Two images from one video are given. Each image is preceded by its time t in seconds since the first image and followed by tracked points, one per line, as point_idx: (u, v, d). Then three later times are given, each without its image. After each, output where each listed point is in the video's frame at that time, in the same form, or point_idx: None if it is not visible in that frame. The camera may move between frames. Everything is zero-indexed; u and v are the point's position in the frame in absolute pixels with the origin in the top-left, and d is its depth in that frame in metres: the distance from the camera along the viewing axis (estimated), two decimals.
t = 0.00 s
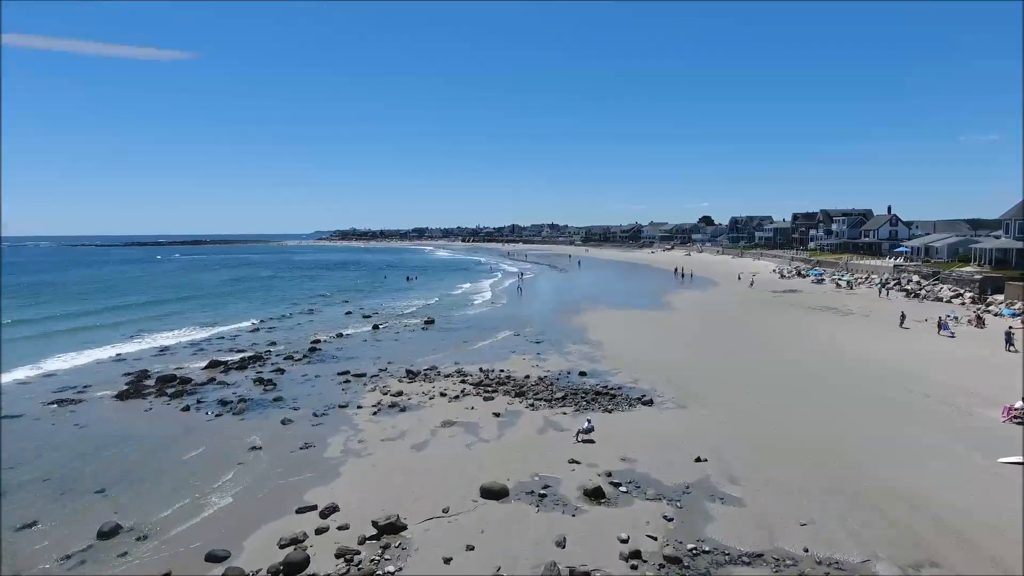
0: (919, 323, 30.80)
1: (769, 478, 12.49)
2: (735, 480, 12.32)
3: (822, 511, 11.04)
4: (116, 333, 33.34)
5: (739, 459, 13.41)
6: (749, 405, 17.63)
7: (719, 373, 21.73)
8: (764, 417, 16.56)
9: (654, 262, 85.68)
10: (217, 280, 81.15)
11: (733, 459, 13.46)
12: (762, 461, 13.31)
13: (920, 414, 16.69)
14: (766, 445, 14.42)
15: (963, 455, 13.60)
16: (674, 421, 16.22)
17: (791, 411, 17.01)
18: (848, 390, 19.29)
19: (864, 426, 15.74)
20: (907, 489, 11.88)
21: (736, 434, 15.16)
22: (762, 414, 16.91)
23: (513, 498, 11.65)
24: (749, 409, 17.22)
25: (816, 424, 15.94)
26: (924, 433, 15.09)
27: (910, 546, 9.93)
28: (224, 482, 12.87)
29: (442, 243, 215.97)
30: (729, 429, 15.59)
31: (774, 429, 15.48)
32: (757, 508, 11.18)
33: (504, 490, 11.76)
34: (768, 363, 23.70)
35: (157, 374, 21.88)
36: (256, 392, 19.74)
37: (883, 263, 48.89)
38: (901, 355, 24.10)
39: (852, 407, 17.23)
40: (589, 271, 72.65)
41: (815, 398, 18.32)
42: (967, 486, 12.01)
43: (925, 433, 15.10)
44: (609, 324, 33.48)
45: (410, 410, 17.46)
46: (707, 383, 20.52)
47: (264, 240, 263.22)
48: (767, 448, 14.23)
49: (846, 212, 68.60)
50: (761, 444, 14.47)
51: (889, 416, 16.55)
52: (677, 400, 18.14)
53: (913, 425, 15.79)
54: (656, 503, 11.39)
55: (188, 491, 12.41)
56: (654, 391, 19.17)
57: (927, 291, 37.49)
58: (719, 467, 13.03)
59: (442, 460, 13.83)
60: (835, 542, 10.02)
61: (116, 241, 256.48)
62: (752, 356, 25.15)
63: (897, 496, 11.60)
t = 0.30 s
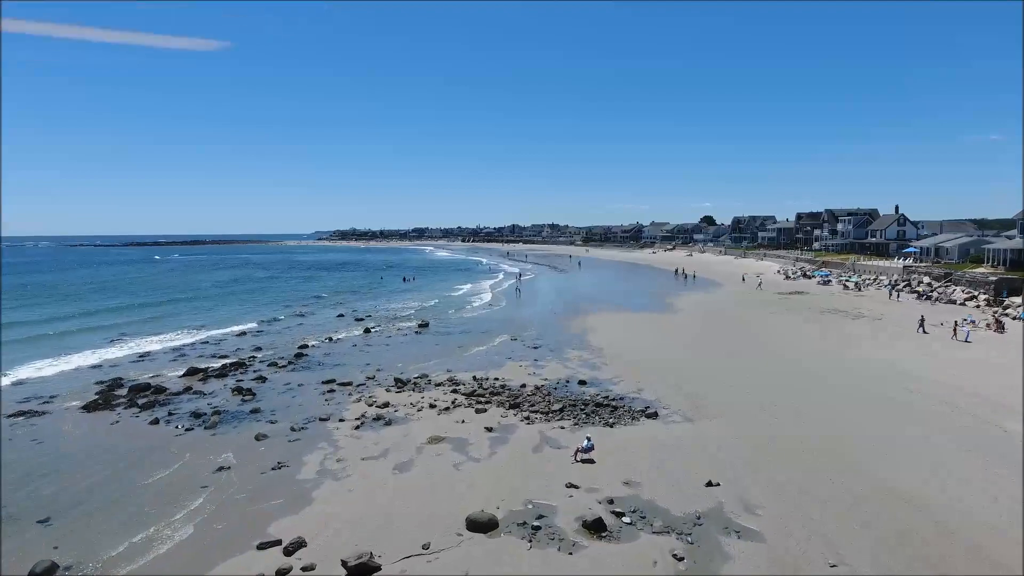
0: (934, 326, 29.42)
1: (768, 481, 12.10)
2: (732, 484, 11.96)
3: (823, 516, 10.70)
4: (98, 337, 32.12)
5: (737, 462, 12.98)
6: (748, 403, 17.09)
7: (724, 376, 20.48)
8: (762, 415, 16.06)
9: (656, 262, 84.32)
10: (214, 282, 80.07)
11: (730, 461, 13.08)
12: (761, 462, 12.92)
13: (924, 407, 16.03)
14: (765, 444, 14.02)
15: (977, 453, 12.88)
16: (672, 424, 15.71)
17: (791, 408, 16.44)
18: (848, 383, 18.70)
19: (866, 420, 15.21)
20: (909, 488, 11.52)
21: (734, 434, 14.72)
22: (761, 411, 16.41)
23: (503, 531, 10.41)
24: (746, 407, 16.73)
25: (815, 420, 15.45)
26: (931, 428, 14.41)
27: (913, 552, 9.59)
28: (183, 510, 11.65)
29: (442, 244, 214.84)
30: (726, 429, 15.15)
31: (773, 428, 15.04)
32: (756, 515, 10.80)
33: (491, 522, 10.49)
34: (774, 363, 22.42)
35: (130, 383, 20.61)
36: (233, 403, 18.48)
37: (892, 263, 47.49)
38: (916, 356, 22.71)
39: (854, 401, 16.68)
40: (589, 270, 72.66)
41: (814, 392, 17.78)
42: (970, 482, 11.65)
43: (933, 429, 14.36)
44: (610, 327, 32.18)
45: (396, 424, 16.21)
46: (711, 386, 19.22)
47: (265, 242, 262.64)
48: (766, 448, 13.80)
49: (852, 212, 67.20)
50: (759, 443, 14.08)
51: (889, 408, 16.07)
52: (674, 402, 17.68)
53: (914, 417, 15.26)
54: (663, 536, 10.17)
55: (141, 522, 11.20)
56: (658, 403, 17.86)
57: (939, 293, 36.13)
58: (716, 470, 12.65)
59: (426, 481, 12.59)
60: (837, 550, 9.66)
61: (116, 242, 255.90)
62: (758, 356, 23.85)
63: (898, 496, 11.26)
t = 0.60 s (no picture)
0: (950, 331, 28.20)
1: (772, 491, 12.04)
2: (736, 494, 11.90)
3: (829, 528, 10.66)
4: (79, 340, 30.88)
5: (739, 470, 12.97)
6: (752, 419, 17.08)
7: (735, 399, 19.53)
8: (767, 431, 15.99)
9: (658, 263, 83.08)
10: (208, 283, 78.85)
11: (734, 470, 13.03)
12: (766, 472, 12.89)
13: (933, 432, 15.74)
14: (769, 454, 13.96)
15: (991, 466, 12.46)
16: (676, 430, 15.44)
17: (796, 427, 16.39)
18: (855, 405, 18.58)
19: (871, 437, 15.11)
20: (911, 502, 11.52)
21: (739, 443, 14.64)
22: (765, 426, 16.40)
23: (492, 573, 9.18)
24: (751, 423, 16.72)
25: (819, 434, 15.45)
26: (946, 452, 13.99)
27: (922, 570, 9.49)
28: (134, 545, 10.38)
29: (442, 243, 213.76)
30: (731, 438, 15.07)
31: (777, 440, 15.01)
32: (760, 525, 10.67)
33: (478, 564, 9.23)
34: (787, 387, 21.48)
35: (100, 393, 19.34)
36: (207, 415, 17.24)
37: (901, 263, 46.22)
38: (939, 379, 21.52)
39: (860, 424, 16.57)
40: (588, 271, 74.32)
41: (819, 412, 17.75)
42: (973, 496, 11.65)
43: (950, 453, 13.86)
44: (612, 331, 30.89)
45: (379, 439, 14.97)
46: (722, 407, 18.20)
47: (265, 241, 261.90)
48: (770, 459, 13.73)
49: (858, 212, 65.87)
50: (763, 453, 14.02)
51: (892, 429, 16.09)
52: (676, 409, 17.50)
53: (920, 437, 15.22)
54: None
55: (83, 560, 9.94)
56: (664, 416, 16.57)
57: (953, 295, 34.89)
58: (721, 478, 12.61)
59: (409, 509, 11.38)
60: (843, 564, 9.59)
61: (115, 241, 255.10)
62: (771, 378, 22.74)
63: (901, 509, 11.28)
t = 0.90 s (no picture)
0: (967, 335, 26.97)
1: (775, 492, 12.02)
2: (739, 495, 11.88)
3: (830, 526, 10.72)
4: (58, 345, 29.62)
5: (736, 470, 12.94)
6: (754, 416, 16.93)
7: (737, 396, 19.14)
8: (769, 429, 15.85)
9: (659, 263, 81.76)
10: (204, 284, 77.84)
11: (736, 471, 13.02)
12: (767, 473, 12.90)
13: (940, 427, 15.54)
14: (771, 455, 13.92)
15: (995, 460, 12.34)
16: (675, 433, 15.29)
17: (798, 424, 16.23)
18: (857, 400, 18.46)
19: (872, 437, 14.90)
20: (910, 500, 11.54)
21: (742, 445, 14.55)
22: (767, 423, 16.28)
23: None
24: (753, 421, 16.56)
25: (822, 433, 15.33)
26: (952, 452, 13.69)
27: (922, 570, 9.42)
28: None
29: (442, 243, 212.60)
30: (733, 439, 14.99)
31: (780, 440, 14.90)
32: (763, 529, 10.67)
33: None
34: (788, 386, 20.49)
35: (65, 405, 18.03)
36: (176, 430, 15.98)
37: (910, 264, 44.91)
38: (959, 382, 20.28)
39: (860, 421, 16.46)
40: (588, 270, 73.77)
41: (821, 408, 17.54)
42: (973, 495, 11.58)
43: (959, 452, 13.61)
44: (612, 334, 29.71)
45: (360, 460, 13.67)
46: (724, 405, 17.91)
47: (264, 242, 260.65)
48: (772, 460, 13.67)
49: (864, 212, 64.50)
50: (767, 455, 13.96)
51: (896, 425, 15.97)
52: (676, 409, 17.35)
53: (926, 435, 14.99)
54: None
55: None
56: (671, 433, 15.25)
57: (967, 296, 33.61)
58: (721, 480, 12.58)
59: (388, 544, 10.18)
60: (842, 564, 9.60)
61: (114, 241, 254.01)
62: (771, 378, 21.64)
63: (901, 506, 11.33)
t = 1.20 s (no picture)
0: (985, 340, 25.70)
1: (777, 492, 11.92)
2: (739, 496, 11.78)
3: (829, 526, 10.66)
4: (33, 350, 28.32)
5: (731, 470, 12.94)
6: (755, 418, 16.79)
7: (740, 398, 18.81)
8: (770, 429, 15.74)
9: (660, 263, 80.51)
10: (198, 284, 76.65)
11: (736, 470, 12.96)
12: (769, 473, 12.80)
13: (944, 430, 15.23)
14: (772, 455, 13.84)
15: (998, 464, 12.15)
16: (676, 435, 15.18)
17: (799, 425, 16.09)
18: (860, 400, 18.26)
19: (872, 437, 14.84)
20: (911, 500, 11.45)
21: (742, 445, 14.49)
22: (769, 425, 16.14)
23: None
24: (755, 422, 16.46)
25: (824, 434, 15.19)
26: (956, 456, 13.40)
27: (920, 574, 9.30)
28: None
29: (441, 243, 211.42)
30: (734, 439, 14.89)
31: (781, 440, 14.81)
32: (763, 529, 10.60)
33: None
34: (789, 387, 20.11)
35: (24, 419, 16.73)
36: (139, 449, 14.67)
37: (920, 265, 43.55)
38: (979, 387, 19.14)
39: (862, 420, 16.33)
40: (588, 271, 72.93)
41: (824, 410, 17.31)
42: (975, 496, 11.50)
43: (963, 457, 13.33)
44: (612, 337, 28.45)
45: (337, 485, 12.34)
46: (723, 406, 17.88)
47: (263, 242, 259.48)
48: (770, 459, 13.60)
49: (870, 211, 63.12)
50: (767, 454, 13.89)
51: (898, 424, 15.85)
52: (675, 410, 17.28)
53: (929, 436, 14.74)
54: None
55: None
56: (680, 453, 13.93)
57: (982, 298, 32.30)
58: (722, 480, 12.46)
59: None
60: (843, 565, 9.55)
61: (117, 242, 255.36)
62: (771, 378, 21.41)
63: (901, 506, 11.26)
